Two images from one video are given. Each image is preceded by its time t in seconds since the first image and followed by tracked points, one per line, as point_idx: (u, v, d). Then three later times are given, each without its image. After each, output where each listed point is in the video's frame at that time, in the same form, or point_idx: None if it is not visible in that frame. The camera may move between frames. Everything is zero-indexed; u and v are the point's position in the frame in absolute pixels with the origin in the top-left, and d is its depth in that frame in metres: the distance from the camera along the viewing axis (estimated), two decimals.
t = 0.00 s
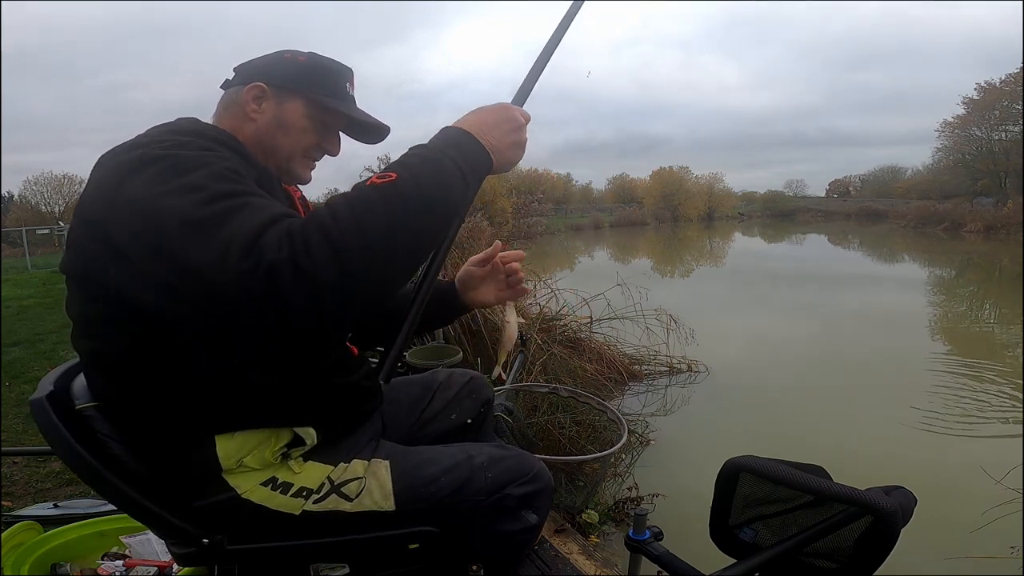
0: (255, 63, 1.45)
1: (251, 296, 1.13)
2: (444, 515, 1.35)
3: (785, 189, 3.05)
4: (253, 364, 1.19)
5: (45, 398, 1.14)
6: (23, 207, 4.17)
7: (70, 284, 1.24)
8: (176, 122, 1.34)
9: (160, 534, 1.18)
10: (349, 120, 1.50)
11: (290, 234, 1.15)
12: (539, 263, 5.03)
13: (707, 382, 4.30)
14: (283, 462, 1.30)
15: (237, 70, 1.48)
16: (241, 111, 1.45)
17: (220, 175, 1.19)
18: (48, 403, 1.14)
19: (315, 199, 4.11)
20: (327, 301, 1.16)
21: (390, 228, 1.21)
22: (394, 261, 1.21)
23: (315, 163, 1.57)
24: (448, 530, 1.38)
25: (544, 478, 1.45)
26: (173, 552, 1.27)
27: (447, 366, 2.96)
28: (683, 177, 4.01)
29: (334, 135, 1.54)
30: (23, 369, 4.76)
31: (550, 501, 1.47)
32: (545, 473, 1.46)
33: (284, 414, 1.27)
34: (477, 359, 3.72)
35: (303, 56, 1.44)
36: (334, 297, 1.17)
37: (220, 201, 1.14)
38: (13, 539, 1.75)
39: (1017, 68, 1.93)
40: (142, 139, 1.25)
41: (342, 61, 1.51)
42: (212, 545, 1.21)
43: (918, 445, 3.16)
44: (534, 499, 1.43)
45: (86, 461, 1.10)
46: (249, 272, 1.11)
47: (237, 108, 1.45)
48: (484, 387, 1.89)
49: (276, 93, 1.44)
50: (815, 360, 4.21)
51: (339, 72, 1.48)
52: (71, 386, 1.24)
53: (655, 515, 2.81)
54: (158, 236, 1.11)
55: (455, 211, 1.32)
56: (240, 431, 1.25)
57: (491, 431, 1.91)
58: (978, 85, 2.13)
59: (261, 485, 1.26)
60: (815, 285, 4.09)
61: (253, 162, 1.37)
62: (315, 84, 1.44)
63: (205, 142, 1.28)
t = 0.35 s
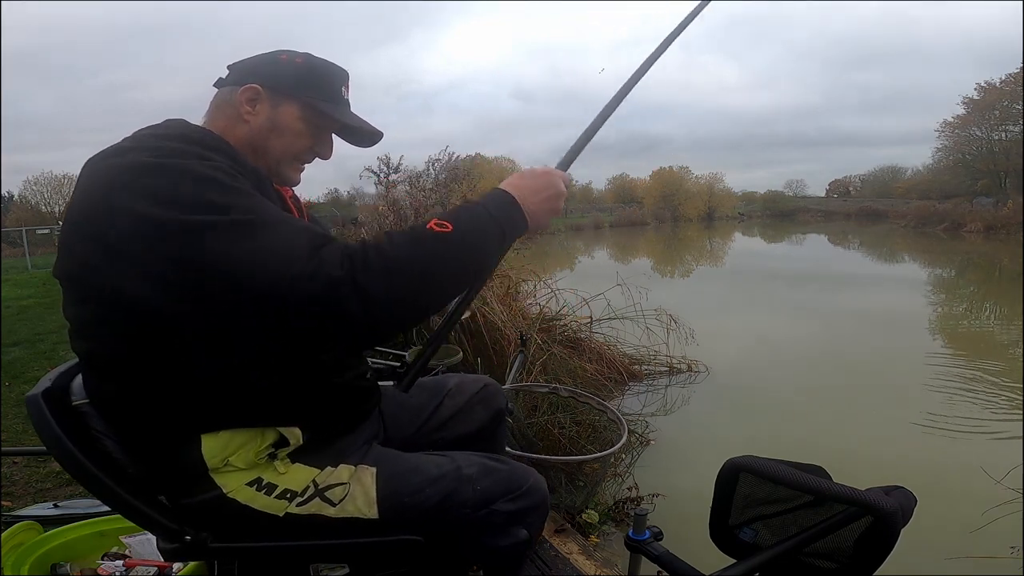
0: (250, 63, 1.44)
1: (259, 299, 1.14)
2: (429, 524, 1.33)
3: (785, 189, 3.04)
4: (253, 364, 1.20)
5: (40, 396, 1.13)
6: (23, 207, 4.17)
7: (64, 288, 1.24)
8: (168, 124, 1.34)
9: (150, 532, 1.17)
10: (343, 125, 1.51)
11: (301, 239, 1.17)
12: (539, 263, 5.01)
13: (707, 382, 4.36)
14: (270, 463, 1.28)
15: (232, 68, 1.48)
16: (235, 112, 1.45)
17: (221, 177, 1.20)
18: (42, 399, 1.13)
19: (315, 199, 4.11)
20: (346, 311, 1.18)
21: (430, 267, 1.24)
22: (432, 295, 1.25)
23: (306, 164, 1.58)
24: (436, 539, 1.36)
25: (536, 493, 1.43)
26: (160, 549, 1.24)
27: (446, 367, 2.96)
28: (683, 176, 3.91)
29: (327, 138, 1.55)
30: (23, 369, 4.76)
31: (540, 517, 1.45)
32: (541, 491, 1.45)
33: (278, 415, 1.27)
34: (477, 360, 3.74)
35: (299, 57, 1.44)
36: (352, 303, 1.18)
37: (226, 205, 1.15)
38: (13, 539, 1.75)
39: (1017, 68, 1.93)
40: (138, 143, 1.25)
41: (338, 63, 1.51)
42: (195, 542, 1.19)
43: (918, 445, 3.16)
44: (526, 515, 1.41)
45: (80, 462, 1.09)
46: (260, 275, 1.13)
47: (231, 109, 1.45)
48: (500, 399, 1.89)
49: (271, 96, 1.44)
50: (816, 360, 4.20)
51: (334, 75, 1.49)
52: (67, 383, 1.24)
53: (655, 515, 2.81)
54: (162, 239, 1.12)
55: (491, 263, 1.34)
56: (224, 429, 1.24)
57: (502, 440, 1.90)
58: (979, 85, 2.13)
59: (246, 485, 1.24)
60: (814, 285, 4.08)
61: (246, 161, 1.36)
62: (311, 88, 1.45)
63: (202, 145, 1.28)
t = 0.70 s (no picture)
0: (266, 69, 1.44)
1: (264, 315, 1.15)
2: (432, 516, 1.32)
3: (785, 189, 3.04)
4: (254, 365, 1.19)
5: (42, 393, 1.13)
6: (23, 207, 4.17)
7: (71, 288, 1.24)
8: (170, 125, 1.34)
9: (149, 531, 1.17)
10: (354, 140, 1.51)
11: (316, 272, 1.17)
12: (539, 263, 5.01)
13: (707, 382, 4.35)
14: (269, 458, 1.27)
15: (249, 71, 1.47)
16: (248, 117, 1.45)
17: (239, 196, 1.18)
18: (45, 397, 1.13)
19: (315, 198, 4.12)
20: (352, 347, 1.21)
21: (440, 348, 1.28)
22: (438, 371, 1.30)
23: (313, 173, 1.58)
24: (438, 531, 1.35)
25: (536, 482, 1.43)
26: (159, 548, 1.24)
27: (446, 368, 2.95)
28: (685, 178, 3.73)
29: (336, 149, 1.56)
30: (23, 369, 4.76)
31: (540, 507, 1.44)
32: (541, 477, 1.44)
33: (282, 410, 1.25)
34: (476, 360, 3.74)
35: (316, 66, 1.44)
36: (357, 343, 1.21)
37: (241, 228, 1.15)
38: (13, 539, 1.75)
39: (1017, 68, 1.94)
40: (149, 145, 1.24)
41: (351, 74, 1.52)
42: (193, 541, 1.19)
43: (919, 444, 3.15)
44: (526, 502, 1.41)
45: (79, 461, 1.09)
46: (267, 297, 1.15)
47: (245, 114, 1.45)
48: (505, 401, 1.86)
49: (286, 104, 1.44)
50: (816, 361, 4.20)
51: (349, 88, 1.50)
52: (69, 382, 1.23)
53: (655, 515, 2.81)
54: (173, 254, 1.13)
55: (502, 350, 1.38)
56: (226, 424, 1.23)
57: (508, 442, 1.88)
58: (978, 84, 2.13)
59: (247, 481, 1.23)
60: (815, 285, 4.08)
61: (267, 176, 1.33)
62: (325, 101, 1.46)
63: (212, 149, 1.26)
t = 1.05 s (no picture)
0: (267, 72, 1.44)
1: (258, 324, 1.16)
2: (432, 513, 1.32)
3: (785, 189, 3.04)
4: (253, 364, 1.18)
5: (39, 393, 1.12)
6: (23, 207, 4.17)
7: (66, 291, 1.24)
8: (164, 128, 1.35)
9: (148, 531, 1.17)
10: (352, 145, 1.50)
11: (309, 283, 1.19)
12: (539, 263, 4.99)
13: (707, 382, 4.35)
14: (267, 458, 1.27)
15: (249, 73, 1.47)
16: (248, 120, 1.44)
17: (234, 208, 1.19)
18: (43, 397, 1.13)
19: (315, 198, 4.13)
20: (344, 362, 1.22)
21: (427, 372, 1.31)
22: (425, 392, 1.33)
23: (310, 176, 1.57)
24: (439, 529, 1.35)
25: (535, 477, 1.43)
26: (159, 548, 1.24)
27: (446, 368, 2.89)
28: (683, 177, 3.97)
29: (335, 152, 1.55)
30: (22, 369, 4.76)
31: (539, 503, 1.45)
32: (538, 473, 1.45)
33: (279, 411, 1.24)
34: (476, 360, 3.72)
35: (318, 70, 1.45)
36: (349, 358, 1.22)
37: (235, 240, 1.17)
38: (13, 539, 1.75)
39: (1017, 68, 1.94)
40: (144, 150, 1.24)
41: (352, 79, 1.52)
42: (193, 540, 1.19)
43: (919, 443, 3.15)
44: (525, 497, 1.42)
45: (77, 461, 1.09)
46: (262, 307, 1.15)
47: (244, 116, 1.45)
48: (505, 401, 1.86)
49: (286, 108, 1.44)
50: (816, 361, 4.20)
51: (350, 92, 1.50)
52: (67, 382, 1.22)
53: (655, 515, 2.82)
54: (167, 263, 1.14)
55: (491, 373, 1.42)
56: (224, 422, 1.23)
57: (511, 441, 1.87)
58: (978, 84, 2.14)
59: (245, 481, 1.23)
60: (815, 285, 4.08)
61: (260, 184, 1.34)
62: (326, 105, 1.46)
63: (207, 156, 1.26)
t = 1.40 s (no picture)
0: (258, 69, 1.43)
1: (254, 329, 1.16)
2: (433, 506, 1.32)
3: (785, 189, 3.05)
4: (249, 368, 1.18)
5: (39, 395, 1.13)
6: (24, 207, 4.17)
7: (60, 292, 1.24)
8: (159, 128, 1.35)
9: (148, 531, 1.17)
10: (347, 140, 1.50)
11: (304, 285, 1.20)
12: (539, 263, 4.98)
13: (707, 382, 4.34)
14: (266, 458, 1.27)
15: (239, 70, 1.46)
16: (241, 119, 1.44)
17: (228, 212, 1.19)
18: (42, 398, 1.13)
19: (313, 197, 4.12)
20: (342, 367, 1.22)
21: (426, 378, 1.32)
22: (424, 395, 1.33)
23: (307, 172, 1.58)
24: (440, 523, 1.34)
25: (535, 467, 1.43)
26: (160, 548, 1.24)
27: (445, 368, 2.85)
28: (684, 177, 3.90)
29: (330, 147, 1.55)
30: (23, 369, 4.76)
31: (539, 492, 1.45)
32: (536, 463, 1.45)
33: (276, 412, 1.24)
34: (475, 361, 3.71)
35: (310, 65, 1.44)
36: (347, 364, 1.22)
37: (229, 245, 1.16)
38: (13, 539, 1.75)
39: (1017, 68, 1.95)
40: (139, 151, 1.23)
41: (344, 73, 1.52)
42: (193, 540, 1.18)
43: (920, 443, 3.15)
44: (524, 488, 1.41)
45: (76, 461, 1.09)
46: (258, 312, 1.15)
47: (237, 115, 1.44)
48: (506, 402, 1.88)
49: (279, 105, 1.43)
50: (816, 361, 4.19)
51: (343, 87, 1.50)
52: (66, 384, 1.24)
53: (655, 515, 2.82)
54: (162, 268, 1.13)
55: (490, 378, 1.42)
56: (222, 423, 1.23)
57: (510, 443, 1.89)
58: (979, 84, 2.14)
59: (245, 481, 1.22)
60: (814, 285, 4.05)
61: (255, 186, 1.34)
62: (319, 100, 1.46)
63: (202, 156, 1.25)
